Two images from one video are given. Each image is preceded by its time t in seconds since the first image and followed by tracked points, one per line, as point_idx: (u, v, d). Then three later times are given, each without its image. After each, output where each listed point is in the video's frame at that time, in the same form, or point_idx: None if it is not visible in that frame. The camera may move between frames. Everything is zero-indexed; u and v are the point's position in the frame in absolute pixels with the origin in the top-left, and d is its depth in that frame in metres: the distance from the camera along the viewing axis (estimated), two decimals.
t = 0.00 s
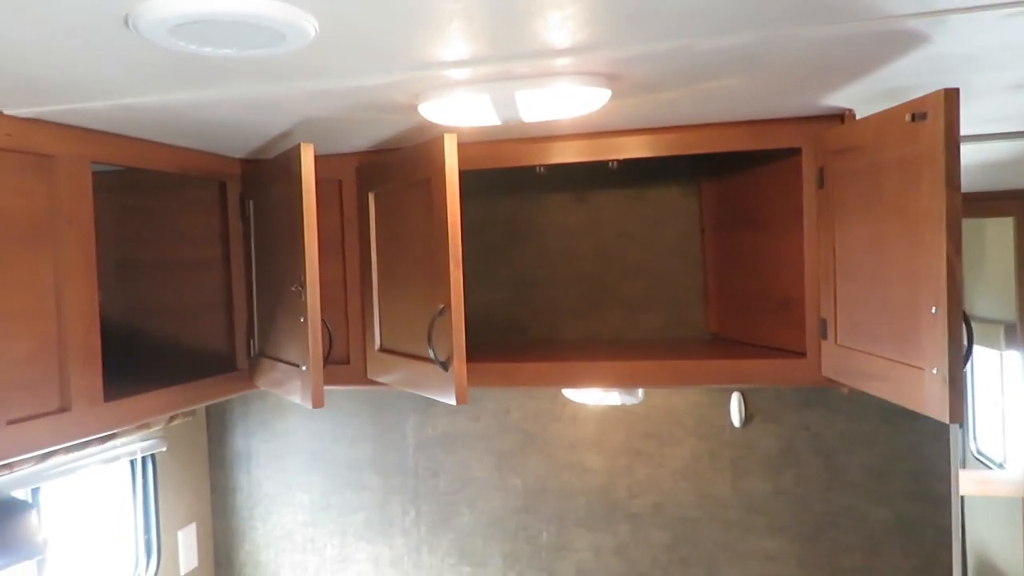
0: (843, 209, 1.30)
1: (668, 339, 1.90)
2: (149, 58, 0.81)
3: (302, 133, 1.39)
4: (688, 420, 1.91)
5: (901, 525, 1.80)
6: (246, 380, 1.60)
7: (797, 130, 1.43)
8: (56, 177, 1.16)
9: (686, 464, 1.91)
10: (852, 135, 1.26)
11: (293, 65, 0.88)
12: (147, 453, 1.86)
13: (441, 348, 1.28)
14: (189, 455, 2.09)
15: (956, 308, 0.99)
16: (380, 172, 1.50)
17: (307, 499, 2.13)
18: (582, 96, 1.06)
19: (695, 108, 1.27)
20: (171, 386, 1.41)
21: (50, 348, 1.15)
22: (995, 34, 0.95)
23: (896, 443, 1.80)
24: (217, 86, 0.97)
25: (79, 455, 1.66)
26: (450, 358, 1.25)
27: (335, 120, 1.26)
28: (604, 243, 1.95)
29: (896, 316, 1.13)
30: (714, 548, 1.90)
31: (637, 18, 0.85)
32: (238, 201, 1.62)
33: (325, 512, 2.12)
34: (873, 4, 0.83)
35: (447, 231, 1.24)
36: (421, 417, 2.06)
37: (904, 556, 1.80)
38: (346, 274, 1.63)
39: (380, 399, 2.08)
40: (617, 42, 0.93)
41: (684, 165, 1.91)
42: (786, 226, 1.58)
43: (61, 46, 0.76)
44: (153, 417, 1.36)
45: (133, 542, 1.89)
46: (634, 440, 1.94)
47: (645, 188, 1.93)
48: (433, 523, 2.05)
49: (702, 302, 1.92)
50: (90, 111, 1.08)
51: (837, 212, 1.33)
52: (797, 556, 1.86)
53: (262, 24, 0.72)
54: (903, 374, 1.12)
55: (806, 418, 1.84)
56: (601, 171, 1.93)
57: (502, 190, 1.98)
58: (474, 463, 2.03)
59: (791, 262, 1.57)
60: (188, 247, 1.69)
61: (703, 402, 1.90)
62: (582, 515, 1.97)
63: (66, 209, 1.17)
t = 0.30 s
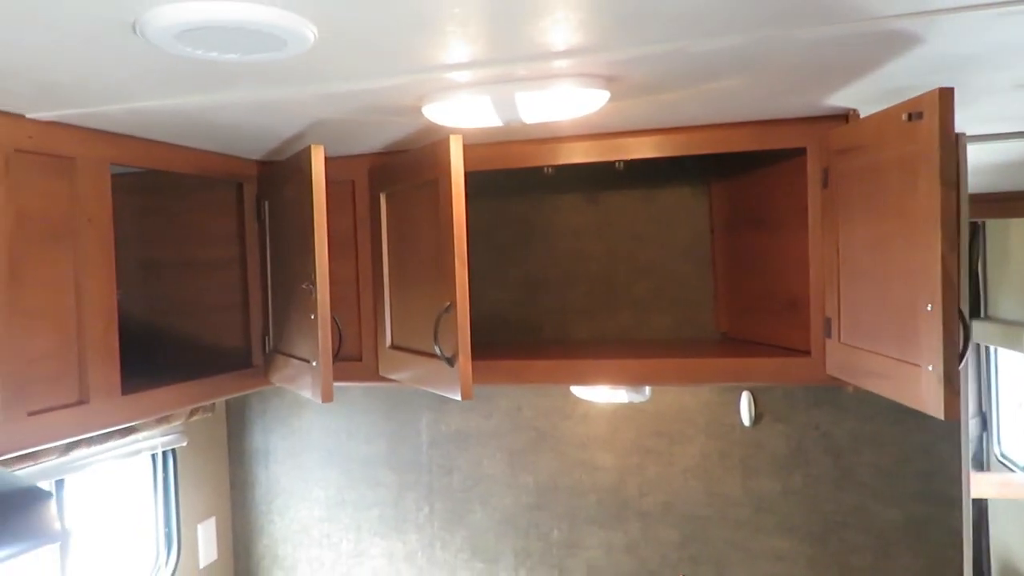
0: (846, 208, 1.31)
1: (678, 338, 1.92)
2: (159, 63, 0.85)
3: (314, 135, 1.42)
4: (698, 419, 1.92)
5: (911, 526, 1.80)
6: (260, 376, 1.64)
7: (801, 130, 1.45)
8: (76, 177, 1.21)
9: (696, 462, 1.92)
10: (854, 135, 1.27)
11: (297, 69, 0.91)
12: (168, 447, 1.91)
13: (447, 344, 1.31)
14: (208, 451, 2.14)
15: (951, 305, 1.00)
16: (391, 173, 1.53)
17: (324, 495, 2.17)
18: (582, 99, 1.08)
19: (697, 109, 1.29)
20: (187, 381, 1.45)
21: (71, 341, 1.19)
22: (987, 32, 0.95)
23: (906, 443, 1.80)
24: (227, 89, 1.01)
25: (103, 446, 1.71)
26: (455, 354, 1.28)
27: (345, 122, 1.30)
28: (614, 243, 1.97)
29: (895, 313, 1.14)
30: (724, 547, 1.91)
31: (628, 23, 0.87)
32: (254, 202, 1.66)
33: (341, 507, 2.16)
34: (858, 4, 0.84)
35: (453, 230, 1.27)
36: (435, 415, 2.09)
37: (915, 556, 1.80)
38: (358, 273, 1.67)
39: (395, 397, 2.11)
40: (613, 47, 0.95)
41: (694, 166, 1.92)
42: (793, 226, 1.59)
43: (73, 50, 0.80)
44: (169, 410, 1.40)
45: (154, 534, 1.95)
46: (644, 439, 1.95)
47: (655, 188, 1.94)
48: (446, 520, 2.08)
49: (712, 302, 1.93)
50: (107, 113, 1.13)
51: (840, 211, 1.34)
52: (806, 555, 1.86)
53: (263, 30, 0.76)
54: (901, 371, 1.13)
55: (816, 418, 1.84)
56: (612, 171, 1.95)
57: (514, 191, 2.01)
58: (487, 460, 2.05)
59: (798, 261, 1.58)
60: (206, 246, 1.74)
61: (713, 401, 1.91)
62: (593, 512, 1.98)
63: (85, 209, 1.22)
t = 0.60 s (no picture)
0: (842, 204, 1.32)
1: (681, 335, 1.93)
2: (158, 58, 0.88)
3: (318, 131, 1.45)
4: (700, 416, 1.92)
5: (913, 525, 1.79)
6: (266, 368, 1.67)
7: (800, 127, 1.45)
8: (86, 172, 1.25)
9: (698, 459, 1.93)
10: (850, 132, 1.28)
11: (292, 64, 0.94)
12: (177, 438, 1.95)
13: (444, 337, 1.34)
14: (218, 442, 2.18)
15: (938, 299, 1.01)
16: (394, 169, 1.56)
17: (331, 487, 2.20)
18: (575, 94, 1.10)
19: (694, 106, 1.30)
20: (194, 372, 1.48)
21: (78, 331, 1.23)
22: (975, 29, 0.96)
23: (908, 443, 1.79)
24: (227, 85, 1.04)
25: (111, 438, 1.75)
26: (452, 346, 1.30)
27: (347, 119, 1.32)
28: (618, 240, 1.98)
29: (886, 308, 1.15)
30: (726, 544, 1.91)
31: (614, 20, 0.89)
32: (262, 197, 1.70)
33: (347, 500, 2.19)
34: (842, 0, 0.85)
35: (451, 224, 1.29)
36: (441, 410, 2.11)
37: (916, 555, 1.79)
38: (362, 268, 1.69)
39: (401, 391, 2.14)
40: (602, 44, 0.97)
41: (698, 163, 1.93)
42: (793, 223, 1.60)
43: (75, 46, 0.83)
44: (175, 400, 1.43)
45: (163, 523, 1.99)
46: (646, 435, 1.96)
47: (659, 187, 1.95)
48: (451, 513, 2.10)
49: (714, 299, 1.94)
50: (115, 109, 1.16)
51: (836, 207, 1.35)
52: (808, 553, 1.86)
53: (254, 25, 0.78)
54: (892, 366, 1.14)
55: (818, 415, 1.84)
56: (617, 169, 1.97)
57: (520, 188, 2.03)
58: (491, 455, 2.07)
59: (798, 258, 1.59)
60: (215, 241, 1.77)
61: (716, 398, 1.91)
62: (596, 507, 2.00)
63: (94, 203, 1.25)
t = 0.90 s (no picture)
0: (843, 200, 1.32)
1: (686, 331, 1.93)
2: (161, 50, 0.90)
3: (325, 125, 1.47)
4: (705, 413, 1.93)
5: (916, 524, 1.79)
6: (274, 358, 1.70)
7: (802, 124, 1.46)
8: (96, 163, 1.28)
9: (702, 455, 1.93)
10: (849, 128, 1.28)
11: (293, 57, 0.96)
12: (189, 427, 1.97)
13: (445, 329, 1.36)
14: (229, 433, 2.21)
15: (932, 293, 1.01)
16: (400, 164, 1.58)
17: (339, 479, 2.23)
18: (573, 88, 1.11)
19: (694, 101, 1.31)
20: (202, 361, 1.51)
21: (87, 319, 1.26)
22: (969, 24, 0.96)
23: (913, 441, 1.78)
24: (232, 78, 1.06)
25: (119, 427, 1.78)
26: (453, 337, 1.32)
27: (352, 113, 1.35)
28: (624, 236, 1.99)
29: (883, 303, 1.16)
30: (729, 540, 1.92)
31: (606, 15, 0.90)
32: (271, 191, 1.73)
33: (355, 492, 2.21)
34: None
35: (452, 217, 1.31)
36: (447, 403, 2.12)
37: (919, 553, 1.79)
38: (369, 261, 1.72)
39: (408, 385, 2.16)
40: (597, 38, 0.98)
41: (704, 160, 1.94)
42: (797, 220, 1.60)
43: (80, 37, 0.85)
44: (182, 388, 1.46)
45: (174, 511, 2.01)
46: (650, 430, 1.97)
47: (665, 183, 1.96)
48: (457, 506, 2.12)
49: (719, 295, 1.94)
50: (124, 102, 1.19)
51: (837, 203, 1.35)
52: (811, 550, 1.86)
53: (253, 17, 0.80)
54: (888, 360, 1.14)
55: (823, 413, 1.84)
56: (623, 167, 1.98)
57: (528, 185, 2.05)
58: (496, 449, 2.08)
59: (801, 255, 1.59)
60: (225, 234, 1.80)
61: (720, 395, 1.92)
62: (600, 502, 2.01)
63: (104, 193, 1.28)
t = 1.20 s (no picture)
0: (848, 188, 1.32)
1: (694, 323, 1.93)
2: (168, 32, 0.92)
3: (334, 113, 1.49)
4: (712, 404, 1.93)
5: (924, 517, 1.78)
6: (284, 344, 1.73)
7: (808, 114, 1.46)
8: (108, 148, 1.30)
9: (709, 446, 1.93)
10: (854, 116, 1.28)
11: (298, 39, 0.98)
12: (201, 414, 2.00)
13: (450, 314, 1.38)
14: (241, 420, 2.24)
15: (932, 278, 1.01)
16: (408, 153, 1.60)
17: (349, 468, 2.24)
18: (575, 74, 1.12)
19: (698, 87, 1.32)
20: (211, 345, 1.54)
21: (98, 301, 1.29)
22: (968, 9, 0.96)
23: (921, 435, 1.77)
24: (239, 62, 1.09)
25: (131, 411, 1.81)
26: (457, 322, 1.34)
27: (359, 99, 1.36)
28: (633, 227, 1.99)
29: (885, 289, 1.15)
30: (737, 531, 1.91)
31: None
32: (282, 180, 1.75)
33: (365, 480, 2.23)
34: None
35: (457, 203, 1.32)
36: (456, 393, 2.13)
37: (927, 547, 1.78)
38: (378, 249, 1.74)
39: (418, 374, 2.17)
40: (597, 23, 0.99)
41: (713, 152, 1.94)
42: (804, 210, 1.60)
43: (89, 19, 0.88)
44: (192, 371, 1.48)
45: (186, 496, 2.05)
46: (658, 421, 1.97)
47: (675, 175, 1.96)
48: (465, 494, 2.13)
49: (728, 287, 1.94)
50: (135, 86, 1.22)
51: (842, 192, 1.35)
52: (818, 543, 1.86)
53: None
54: (889, 347, 1.14)
55: (831, 405, 1.84)
56: (633, 158, 1.98)
57: (538, 176, 2.06)
58: (504, 439, 2.09)
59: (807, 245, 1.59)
60: (237, 222, 1.83)
61: (728, 386, 1.91)
62: (608, 492, 2.01)
63: (115, 178, 1.31)
